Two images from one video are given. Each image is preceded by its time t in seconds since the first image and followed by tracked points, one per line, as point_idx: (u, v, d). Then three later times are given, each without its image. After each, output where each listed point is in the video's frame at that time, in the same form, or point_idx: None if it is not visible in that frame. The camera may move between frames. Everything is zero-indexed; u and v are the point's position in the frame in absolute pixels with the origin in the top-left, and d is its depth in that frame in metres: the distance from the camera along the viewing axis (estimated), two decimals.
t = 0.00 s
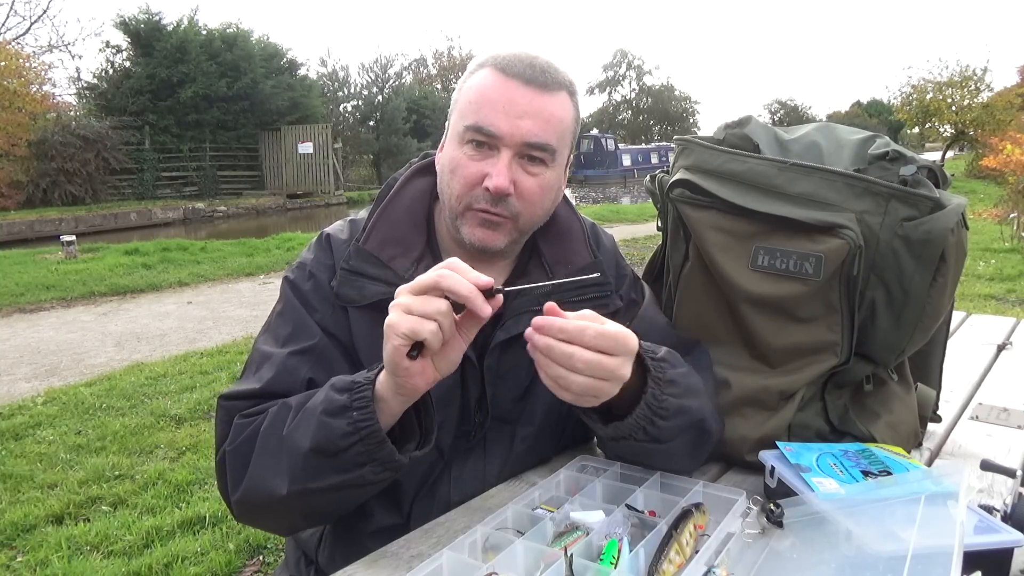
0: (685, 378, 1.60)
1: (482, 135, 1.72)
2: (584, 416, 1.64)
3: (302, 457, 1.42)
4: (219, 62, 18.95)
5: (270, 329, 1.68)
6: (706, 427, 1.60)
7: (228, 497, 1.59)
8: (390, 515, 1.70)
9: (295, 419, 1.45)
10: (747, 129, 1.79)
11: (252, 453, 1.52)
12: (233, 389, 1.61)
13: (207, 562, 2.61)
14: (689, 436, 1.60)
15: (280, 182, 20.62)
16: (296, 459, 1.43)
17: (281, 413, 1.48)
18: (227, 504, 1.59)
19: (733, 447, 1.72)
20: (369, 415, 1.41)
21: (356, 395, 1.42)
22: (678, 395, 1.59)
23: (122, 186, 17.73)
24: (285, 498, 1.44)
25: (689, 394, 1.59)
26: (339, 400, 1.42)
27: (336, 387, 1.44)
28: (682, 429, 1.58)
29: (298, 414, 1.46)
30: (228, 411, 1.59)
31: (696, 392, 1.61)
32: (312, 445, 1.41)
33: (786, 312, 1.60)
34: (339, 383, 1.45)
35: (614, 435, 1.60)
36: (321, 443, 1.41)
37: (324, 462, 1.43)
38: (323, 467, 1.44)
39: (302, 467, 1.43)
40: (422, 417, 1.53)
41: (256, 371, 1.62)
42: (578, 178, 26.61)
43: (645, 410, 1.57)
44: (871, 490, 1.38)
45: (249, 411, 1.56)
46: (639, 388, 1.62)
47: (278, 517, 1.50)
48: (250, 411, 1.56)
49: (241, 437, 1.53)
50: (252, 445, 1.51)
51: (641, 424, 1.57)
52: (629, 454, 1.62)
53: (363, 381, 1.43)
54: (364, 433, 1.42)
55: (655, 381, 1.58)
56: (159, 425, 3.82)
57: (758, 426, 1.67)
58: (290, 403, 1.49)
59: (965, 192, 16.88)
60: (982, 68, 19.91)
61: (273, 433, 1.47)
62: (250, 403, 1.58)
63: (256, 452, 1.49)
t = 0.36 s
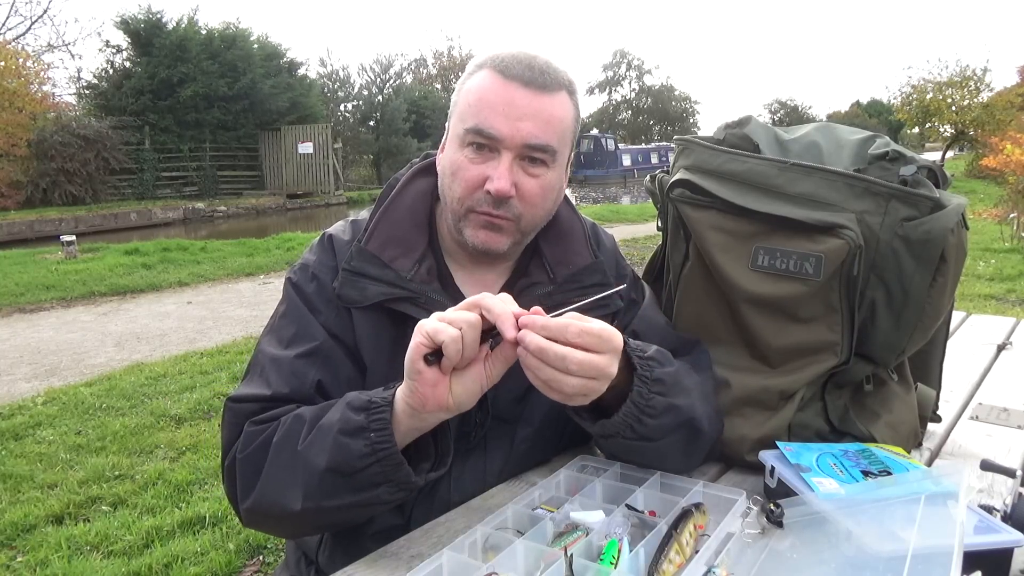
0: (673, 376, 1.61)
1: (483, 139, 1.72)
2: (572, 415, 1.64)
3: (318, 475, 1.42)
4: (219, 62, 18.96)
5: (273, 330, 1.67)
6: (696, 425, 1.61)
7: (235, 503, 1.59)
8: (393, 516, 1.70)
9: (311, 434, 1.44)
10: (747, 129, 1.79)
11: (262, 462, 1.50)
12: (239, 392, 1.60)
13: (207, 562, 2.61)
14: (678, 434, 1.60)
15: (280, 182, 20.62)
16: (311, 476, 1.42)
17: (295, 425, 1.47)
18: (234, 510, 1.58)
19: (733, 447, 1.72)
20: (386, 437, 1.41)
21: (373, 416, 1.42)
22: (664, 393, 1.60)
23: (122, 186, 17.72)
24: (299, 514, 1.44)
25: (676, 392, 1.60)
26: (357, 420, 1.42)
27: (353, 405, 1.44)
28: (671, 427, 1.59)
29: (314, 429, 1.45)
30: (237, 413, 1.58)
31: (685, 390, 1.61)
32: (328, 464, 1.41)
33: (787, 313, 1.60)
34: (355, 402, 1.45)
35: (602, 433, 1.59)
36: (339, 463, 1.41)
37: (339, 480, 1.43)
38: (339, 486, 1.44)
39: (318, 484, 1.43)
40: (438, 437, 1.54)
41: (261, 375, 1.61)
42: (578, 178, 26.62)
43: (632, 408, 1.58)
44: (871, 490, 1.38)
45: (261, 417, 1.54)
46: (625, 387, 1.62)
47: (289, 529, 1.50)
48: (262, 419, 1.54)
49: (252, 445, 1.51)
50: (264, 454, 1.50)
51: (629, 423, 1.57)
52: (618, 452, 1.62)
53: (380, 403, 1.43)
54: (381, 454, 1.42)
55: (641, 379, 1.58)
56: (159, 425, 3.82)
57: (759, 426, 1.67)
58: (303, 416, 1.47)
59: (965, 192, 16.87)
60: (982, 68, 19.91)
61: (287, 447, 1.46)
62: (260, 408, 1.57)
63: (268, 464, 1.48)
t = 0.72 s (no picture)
0: (698, 374, 1.60)
1: (482, 137, 1.72)
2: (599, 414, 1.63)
3: (295, 472, 1.42)
4: (219, 62, 18.96)
5: (271, 330, 1.68)
6: (717, 424, 1.62)
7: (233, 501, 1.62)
8: (392, 514, 1.70)
9: (289, 434, 1.44)
10: (747, 129, 1.79)
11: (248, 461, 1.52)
12: (233, 393, 1.61)
13: (207, 562, 2.61)
14: (702, 432, 1.60)
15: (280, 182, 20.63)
16: (289, 474, 1.42)
17: (275, 427, 1.48)
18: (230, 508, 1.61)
19: (733, 447, 1.72)
20: (360, 432, 1.39)
21: (348, 413, 1.39)
22: (692, 391, 1.58)
23: (122, 186, 17.72)
24: (279, 511, 1.45)
25: (702, 390, 1.60)
26: (331, 416, 1.40)
27: (329, 403, 1.42)
28: (696, 426, 1.59)
29: (290, 430, 1.45)
30: (228, 415, 1.59)
31: (708, 388, 1.61)
32: (304, 461, 1.41)
33: (787, 313, 1.60)
34: (331, 399, 1.42)
35: (630, 432, 1.60)
36: (314, 460, 1.41)
37: (317, 477, 1.43)
38: (316, 483, 1.44)
39: (294, 483, 1.43)
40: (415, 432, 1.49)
41: (254, 376, 1.62)
42: (578, 178, 26.62)
43: (662, 406, 1.58)
44: (871, 489, 1.38)
45: (248, 418, 1.56)
46: (656, 384, 1.62)
47: (275, 527, 1.52)
48: (249, 419, 1.56)
49: (237, 446, 1.53)
50: (250, 453, 1.52)
51: (658, 420, 1.57)
52: (644, 451, 1.62)
53: (355, 400, 1.40)
54: (355, 450, 1.40)
55: (671, 376, 1.57)
56: (159, 425, 3.82)
57: (759, 426, 1.67)
58: (284, 415, 1.47)
59: (965, 192, 16.87)
60: (982, 68, 19.90)
61: (268, 446, 1.47)
62: (249, 409, 1.58)
63: (253, 462, 1.49)
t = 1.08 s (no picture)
0: (706, 374, 1.59)
1: (481, 131, 1.72)
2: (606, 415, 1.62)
3: (282, 481, 1.41)
4: (218, 62, 18.97)
5: (269, 331, 1.68)
6: (725, 424, 1.61)
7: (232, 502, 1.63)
8: (392, 514, 1.71)
9: (278, 442, 1.44)
10: (747, 129, 1.79)
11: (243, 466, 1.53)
12: (231, 394, 1.61)
13: (207, 562, 2.61)
14: (710, 432, 1.60)
15: (280, 182, 20.63)
16: (277, 483, 1.42)
17: (268, 432, 1.48)
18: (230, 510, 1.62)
19: (733, 447, 1.72)
20: (346, 442, 1.39)
21: (335, 421, 1.39)
22: (701, 391, 1.57)
23: (122, 186, 17.72)
24: (269, 519, 1.45)
25: (711, 390, 1.59)
26: (318, 425, 1.39)
27: (316, 411, 1.41)
28: (705, 426, 1.58)
29: (281, 436, 1.45)
30: (226, 417, 1.59)
31: (715, 388, 1.60)
32: (291, 469, 1.40)
33: (787, 313, 1.60)
34: (320, 407, 1.42)
35: (640, 433, 1.60)
36: (301, 469, 1.40)
37: (305, 487, 1.42)
38: (303, 492, 1.43)
39: (282, 491, 1.42)
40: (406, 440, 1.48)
41: (253, 376, 1.62)
42: (578, 178, 26.62)
43: (672, 406, 1.56)
44: (871, 490, 1.38)
45: (245, 421, 1.56)
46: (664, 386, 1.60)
47: (268, 533, 1.52)
48: (245, 423, 1.56)
49: (233, 450, 1.54)
50: (244, 457, 1.52)
51: (668, 421, 1.57)
52: (652, 450, 1.62)
53: (341, 408, 1.40)
54: (342, 459, 1.39)
55: (682, 377, 1.56)
56: (159, 425, 3.82)
57: (758, 426, 1.67)
58: (276, 421, 1.48)
59: (965, 192, 16.86)
60: (982, 68, 19.90)
61: (259, 451, 1.47)
62: (247, 412, 1.58)
63: (246, 468, 1.49)
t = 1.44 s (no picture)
0: (716, 372, 1.57)
1: (458, 127, 1.72)
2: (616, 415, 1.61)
3: (273, 496, 1.41)
4: (219, 62, 18.97)
5: (268, 334, 1.68)
6: (732, 423, 1.59)
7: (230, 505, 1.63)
8: (392, 516, 1.72)
9: (270, 455, 1.44)
10: (747, 129, 1.79)
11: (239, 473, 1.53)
12: (230, 398, 1.61)
13: (207, 562, 2.61)
14: (718, 432, 1.58)
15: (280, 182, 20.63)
16: (267, 496, 1.42)
17: (261, 442, 1.47)
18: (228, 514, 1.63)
19: (733, 447, 1.72)
20: (335, 460, 1.37)
21: (324, 437, 1.38)
22: (711, 390, 1.54)
23: (122, 186, 17.71)
24: (260, 531, 1.45)
25: (720, 389, 1.56)
26: (308, 441, 1.38)
27: (307, 425, 1.41)
28: (713, 426, 1.56)
29: (273, 449, 1.45)
30: (224, 422, 1.60)
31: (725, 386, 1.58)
32: (281, 485, 1.40)
33: (787, 313, 1.60)
34: (310, 422, 1.41)
35: (650, 432, 1.59)
36: (290, 484, 1.40)
37: (295, 501, 1.42)
38: (294, 507, 1.42)
39: (272, 506, 1.42)
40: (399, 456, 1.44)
41: (251, 379, 1.62)
42: (578, 178, 26.63)
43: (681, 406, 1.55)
44: (871, 490, 1.38)
45: (242, 427, 1.56)
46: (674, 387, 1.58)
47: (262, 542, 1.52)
48: (242, 429, 1.56)
49: (229, 456, 1.54)
50: (238, 466, 1.53)
51: (678, 421, 1.55)
52: (661, 451, 1.61)
53: (331, 424, 1.38)
54: (330, 477, 1.38)
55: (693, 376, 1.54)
56: (159, 425, 3.82)
57: (758, 426, 1.67)
58: (269, 432, 1.47)
59: (965, 192, 16.87)
60: (982, 68, 19.91)
61: (252, 462, 1.47)
62: (245, 417, 1.58)
63: (240, 476, 1.50)
